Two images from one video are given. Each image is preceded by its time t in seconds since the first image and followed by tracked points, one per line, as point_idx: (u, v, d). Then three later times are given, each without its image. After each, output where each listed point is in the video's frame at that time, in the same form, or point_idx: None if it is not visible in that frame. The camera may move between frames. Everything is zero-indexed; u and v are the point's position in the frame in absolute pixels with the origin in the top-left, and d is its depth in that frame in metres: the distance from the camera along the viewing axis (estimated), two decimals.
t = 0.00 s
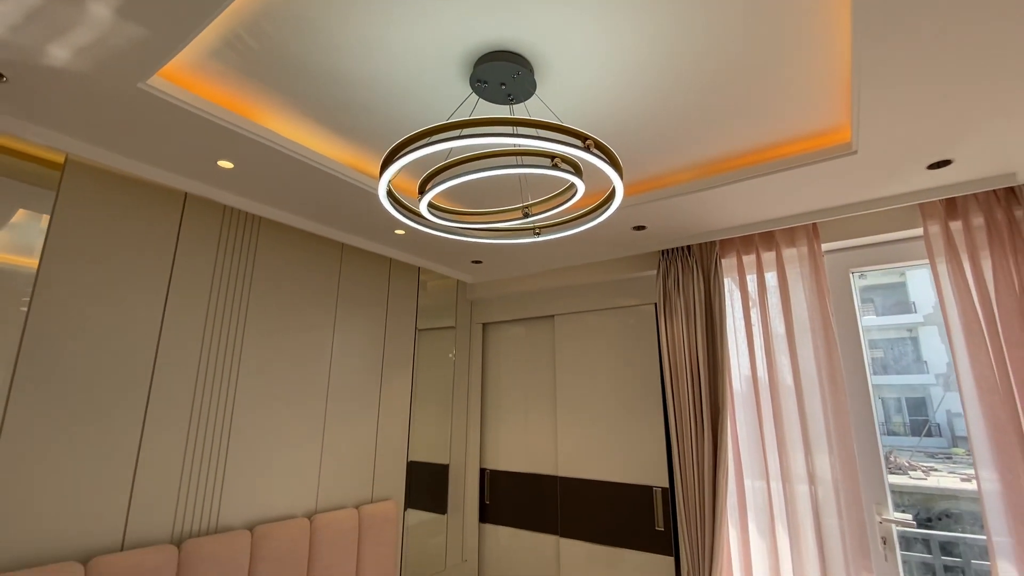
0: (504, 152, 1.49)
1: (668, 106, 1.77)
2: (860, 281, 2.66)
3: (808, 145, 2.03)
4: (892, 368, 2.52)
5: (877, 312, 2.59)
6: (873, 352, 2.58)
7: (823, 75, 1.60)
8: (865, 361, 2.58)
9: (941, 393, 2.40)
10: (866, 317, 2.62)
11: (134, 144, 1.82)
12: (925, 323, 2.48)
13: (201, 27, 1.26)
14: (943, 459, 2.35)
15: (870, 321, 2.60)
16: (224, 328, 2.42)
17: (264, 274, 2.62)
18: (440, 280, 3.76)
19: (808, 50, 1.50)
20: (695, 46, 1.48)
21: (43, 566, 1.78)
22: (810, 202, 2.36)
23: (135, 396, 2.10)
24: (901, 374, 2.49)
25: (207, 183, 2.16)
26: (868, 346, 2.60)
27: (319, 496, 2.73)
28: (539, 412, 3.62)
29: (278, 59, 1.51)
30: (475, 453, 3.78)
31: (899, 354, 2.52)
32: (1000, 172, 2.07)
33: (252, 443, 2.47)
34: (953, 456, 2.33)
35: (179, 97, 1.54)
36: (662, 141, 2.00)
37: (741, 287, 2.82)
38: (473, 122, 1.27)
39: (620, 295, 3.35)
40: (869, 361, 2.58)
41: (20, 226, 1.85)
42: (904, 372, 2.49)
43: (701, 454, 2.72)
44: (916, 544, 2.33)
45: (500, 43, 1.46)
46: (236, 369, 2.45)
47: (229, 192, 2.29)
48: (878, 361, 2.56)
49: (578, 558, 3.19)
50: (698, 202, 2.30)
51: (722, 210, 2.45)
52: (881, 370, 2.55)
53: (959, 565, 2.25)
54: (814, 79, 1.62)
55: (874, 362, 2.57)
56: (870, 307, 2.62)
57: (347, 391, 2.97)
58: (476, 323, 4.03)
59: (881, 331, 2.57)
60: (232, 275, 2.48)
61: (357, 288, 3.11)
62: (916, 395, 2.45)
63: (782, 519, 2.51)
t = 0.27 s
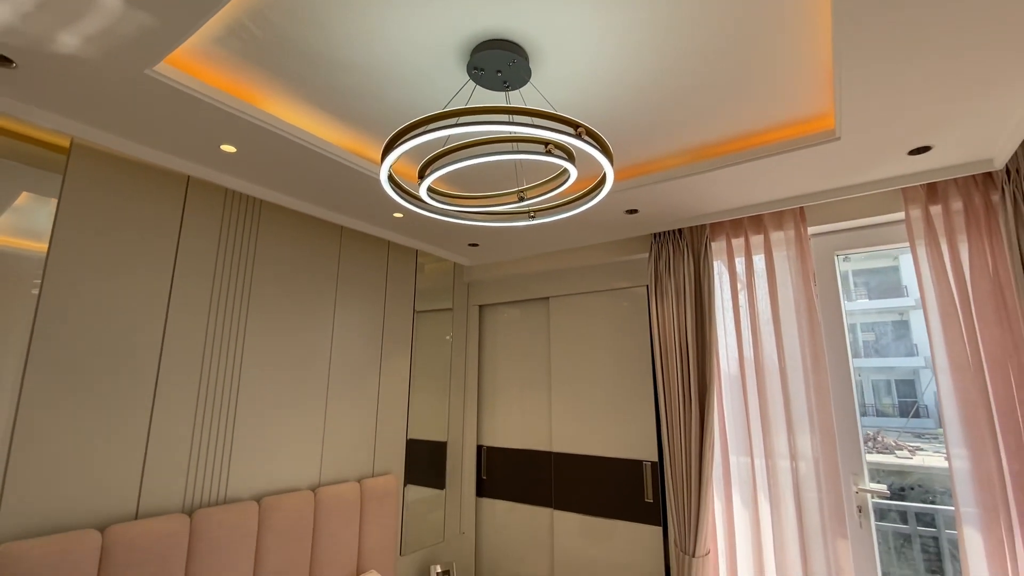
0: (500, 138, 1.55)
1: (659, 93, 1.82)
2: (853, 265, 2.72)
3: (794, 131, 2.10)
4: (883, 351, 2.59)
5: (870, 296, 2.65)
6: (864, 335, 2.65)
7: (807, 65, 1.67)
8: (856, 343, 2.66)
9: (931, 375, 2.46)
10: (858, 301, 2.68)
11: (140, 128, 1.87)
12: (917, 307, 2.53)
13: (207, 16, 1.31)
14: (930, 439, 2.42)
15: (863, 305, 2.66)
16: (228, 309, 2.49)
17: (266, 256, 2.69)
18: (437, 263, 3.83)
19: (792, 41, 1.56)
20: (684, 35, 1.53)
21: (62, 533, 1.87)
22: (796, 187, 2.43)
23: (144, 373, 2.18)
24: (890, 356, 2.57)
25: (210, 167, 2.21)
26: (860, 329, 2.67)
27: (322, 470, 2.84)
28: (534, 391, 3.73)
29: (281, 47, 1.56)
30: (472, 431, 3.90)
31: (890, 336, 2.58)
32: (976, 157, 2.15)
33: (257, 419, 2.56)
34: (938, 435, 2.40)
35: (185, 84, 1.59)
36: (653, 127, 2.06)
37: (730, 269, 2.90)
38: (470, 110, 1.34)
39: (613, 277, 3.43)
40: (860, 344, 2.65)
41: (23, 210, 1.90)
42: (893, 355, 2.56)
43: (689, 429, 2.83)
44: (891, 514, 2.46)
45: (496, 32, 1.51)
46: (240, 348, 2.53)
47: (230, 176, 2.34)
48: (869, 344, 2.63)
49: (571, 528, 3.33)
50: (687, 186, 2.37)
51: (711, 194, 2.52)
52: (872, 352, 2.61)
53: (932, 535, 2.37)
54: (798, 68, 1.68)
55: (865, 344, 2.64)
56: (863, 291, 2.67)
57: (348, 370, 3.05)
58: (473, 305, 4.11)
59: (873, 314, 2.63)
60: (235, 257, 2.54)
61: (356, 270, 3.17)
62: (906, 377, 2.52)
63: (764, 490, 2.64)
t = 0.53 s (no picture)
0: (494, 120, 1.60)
1: (650, 75, 1.86)
2: (847, 247, 2.76)
3: (780, 112, 2.15)
4: (877, 334, 2.65)
5: (864, 278, 2.70)
6: (858, 317, 2.70)
7: (791, 49, 1.71)
8: (850, 325, 2.72)
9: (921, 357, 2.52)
10: (854, 283, 2.72)
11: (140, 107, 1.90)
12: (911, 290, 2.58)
13: None
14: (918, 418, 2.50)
15: (858, 287, 2.70)
16: (229, 287, 2.55)
17: (266, 235, 2.74)
18: (434, 244, 3.89)
19: (776, 25, 1.60)
20: (672, 19, 1.57)
21: (75, 500, 1.96)
22: (784, 168, 2.49)
23: (150, 349, 2.25)
24: (884, 339, 2.63)
25: (209, 147, 2.25)
26: (855, 311, 2.72)
27: (324, 442, 2.94)
28: (529, 368, 3.84)
29: (279, 29, 1.60)
30: (469, 406, 4.01)
31: (885, 321, 2.64)
32: (956, 140, 2.21)
33: (260, 393, 2.65)
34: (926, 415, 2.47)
35: (186, 64, 1.63)
36: (645, 109, 2.10)
37: (720, 249, 2.98)
38: (464, 92, 1.38)
39: (606, 257, 3.50)
40: (854, 325, 2.71)
41: (23, 188, 1.95)
42: (885, 338, 2.62)
43: (677, 404, 2.94)
44: (867, 483, 2.58)
45: (489, 15, 1.55)
46: (243, 325, 2.60)
47: (229, 156, 2.38)
48: (863, 326, 2.69)
49: (563, 498, 3.47)
50: (677, 167, 2.43)
51: (702, 175, 2.58)
52: (866, 335, 2.68)
53: (908, 502, 2.49)
54: (783, 52, 1.73)
55: (859, 326, 2.70)
56: (858, 274, 2.71)
57: (347, 347, 3.13)
58: (469, 285, 4.18)
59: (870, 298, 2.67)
60: (235, 235, 2.60)
61: (354, 250, 3.23)
62: (899, 358, 2.58)
63: (748, 461, 2.76)
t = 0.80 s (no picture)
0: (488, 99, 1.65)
1: (641, 57, 1.91)
2: (843, 230, 2.80)
3: (768, 93, 2.20)
4: (871, 317, 2.68)
5: (859, 261, 2.74)
6: (852, 299, 2.74)
7: (777, 31, 1.76)
8: (845, 308, 2.75)
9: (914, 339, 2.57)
10: (849, 266, 2.76)
11: (141, 85, 1.94)
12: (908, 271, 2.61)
13: None
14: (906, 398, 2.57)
15: (853, 269, 2.74)
16: (231, 264, 2.62)
17: (266, 214, 2.79)
18: (431, 224, 3.94)
19: (762, 8, 1.65)
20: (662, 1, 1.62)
21: (89, 466, 2.05)
22: (772, 148, 2.55)
23: (155, 324, 2.33)
24: (875, 321, 2.67)
25: (209, 125, 2.29)
26: (848, 294, 2.76)
27: (326, 416, 3.04)
28: (524, 345, 3.93)
29: (277, 9, 1.63)
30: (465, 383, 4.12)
31: (875, 302, 2.68)
32: (938, 121, 2.27)
33: (263, 367, 2.73)
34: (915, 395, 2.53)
35: (187, 44, 1.67)
36: (636, 89, 2.15)
37: (710, 228, 3.06)
38: (458, 73, 1.43)
39: (599, 237, 3.57)
40: (848, 308, 2.75)
41: (23, 168, 1.98)
42: (878, 320, 2.66)
43: (666, 378, 3.04)
44: (847, 456, 2.69)
45: None
46: (245, 301, 2.67)
47: (229, 134, 2.42)
48: (856, 308, 2.73)
49: (557, 469, 3.60)
50: (669, 146, 2.48)
51: (692, 155, 2.63)
52: (860, 317, 2.71)
53: (890, 474, 2.59)
54: (769, 34, 1.78)
55: (853, 309, 2.73)
56: (853, 256, 2.76)
57: (347, 324, 3.21)
58: (466, 265, 4.25)
59: (856, 280, 2.73)
60: (236, 214, 2.65)
61: (352, 229, 3.28)
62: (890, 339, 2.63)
63: (733, 432, 2.88)
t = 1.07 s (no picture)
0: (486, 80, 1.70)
1: (635, 39, 1.95)
2: (839, 213, 2.84)
3: (760, 76, 2.25)
4: (864, 300, 2.74)
5: (854, 244, 2.79)
6: (846, 282, 2.80)
7: (767, 15, 1.81)
8: (839, 291, 2.82)
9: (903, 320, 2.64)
10: (844, 249, 2.82)
11: (143, 64, 1.98)
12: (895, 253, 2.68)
13: None
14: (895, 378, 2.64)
15: (845, 252, 2.80)
16: (233, 243, 2.67)
17: (267, 194, 2.84)
18: (429, 204, 3.99)
19: None
20: None
21: (104, 435, 2.14)
22: (763, 130, 2.60)
23: (162, 300, 2.39)
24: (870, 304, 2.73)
25: (210, 104, 2.32)
26: (842, 277, 2.82)
27: (328, 391, 3.13)
28: (521, 324, 4.02)
29: None
30: (463, 361, 4.22)
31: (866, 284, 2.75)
32: (924, 104, 2.34)
33: (267, 343, 2.81)
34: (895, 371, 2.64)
35: (191, 25, 1.71)
36: (631, 71, 2.20)
37: (702, 208, 3.13)
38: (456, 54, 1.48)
39: (594, 217, 3.64)
40: (842, 291, 2.81)
41: (25, 148, 2.04)
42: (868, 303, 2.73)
43: (657, 355, 3.14)
44: (833, 431, 2.80)
45: None
46: (248, 279, 2.74)
47: (230, 114, 2.46)
48: (850, 292, 2.79)
49: (552, 443, 3.72)
50: (663, 127, 2.53)
51: (685, 137, 2.69)
52: (853, 301, 2.77)
53: (873, 448, 2.69)
54: (760, 18, 1.83)
55: (847, 292, 2.80)
56: (848, 239, 2.81)
57: (348, 302, 3.29)
58: (463, 246, 4.32)
59: (845, 262, 2.80)
60: (237, 193, 2.70)
61: (352, 208, 3.33)
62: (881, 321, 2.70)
63: (721, 406, 3.00)
